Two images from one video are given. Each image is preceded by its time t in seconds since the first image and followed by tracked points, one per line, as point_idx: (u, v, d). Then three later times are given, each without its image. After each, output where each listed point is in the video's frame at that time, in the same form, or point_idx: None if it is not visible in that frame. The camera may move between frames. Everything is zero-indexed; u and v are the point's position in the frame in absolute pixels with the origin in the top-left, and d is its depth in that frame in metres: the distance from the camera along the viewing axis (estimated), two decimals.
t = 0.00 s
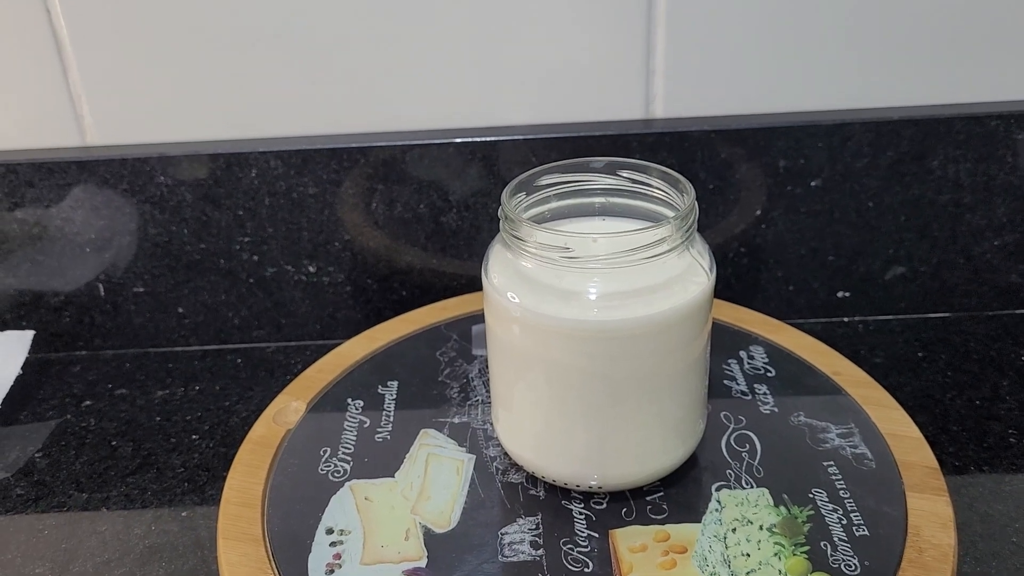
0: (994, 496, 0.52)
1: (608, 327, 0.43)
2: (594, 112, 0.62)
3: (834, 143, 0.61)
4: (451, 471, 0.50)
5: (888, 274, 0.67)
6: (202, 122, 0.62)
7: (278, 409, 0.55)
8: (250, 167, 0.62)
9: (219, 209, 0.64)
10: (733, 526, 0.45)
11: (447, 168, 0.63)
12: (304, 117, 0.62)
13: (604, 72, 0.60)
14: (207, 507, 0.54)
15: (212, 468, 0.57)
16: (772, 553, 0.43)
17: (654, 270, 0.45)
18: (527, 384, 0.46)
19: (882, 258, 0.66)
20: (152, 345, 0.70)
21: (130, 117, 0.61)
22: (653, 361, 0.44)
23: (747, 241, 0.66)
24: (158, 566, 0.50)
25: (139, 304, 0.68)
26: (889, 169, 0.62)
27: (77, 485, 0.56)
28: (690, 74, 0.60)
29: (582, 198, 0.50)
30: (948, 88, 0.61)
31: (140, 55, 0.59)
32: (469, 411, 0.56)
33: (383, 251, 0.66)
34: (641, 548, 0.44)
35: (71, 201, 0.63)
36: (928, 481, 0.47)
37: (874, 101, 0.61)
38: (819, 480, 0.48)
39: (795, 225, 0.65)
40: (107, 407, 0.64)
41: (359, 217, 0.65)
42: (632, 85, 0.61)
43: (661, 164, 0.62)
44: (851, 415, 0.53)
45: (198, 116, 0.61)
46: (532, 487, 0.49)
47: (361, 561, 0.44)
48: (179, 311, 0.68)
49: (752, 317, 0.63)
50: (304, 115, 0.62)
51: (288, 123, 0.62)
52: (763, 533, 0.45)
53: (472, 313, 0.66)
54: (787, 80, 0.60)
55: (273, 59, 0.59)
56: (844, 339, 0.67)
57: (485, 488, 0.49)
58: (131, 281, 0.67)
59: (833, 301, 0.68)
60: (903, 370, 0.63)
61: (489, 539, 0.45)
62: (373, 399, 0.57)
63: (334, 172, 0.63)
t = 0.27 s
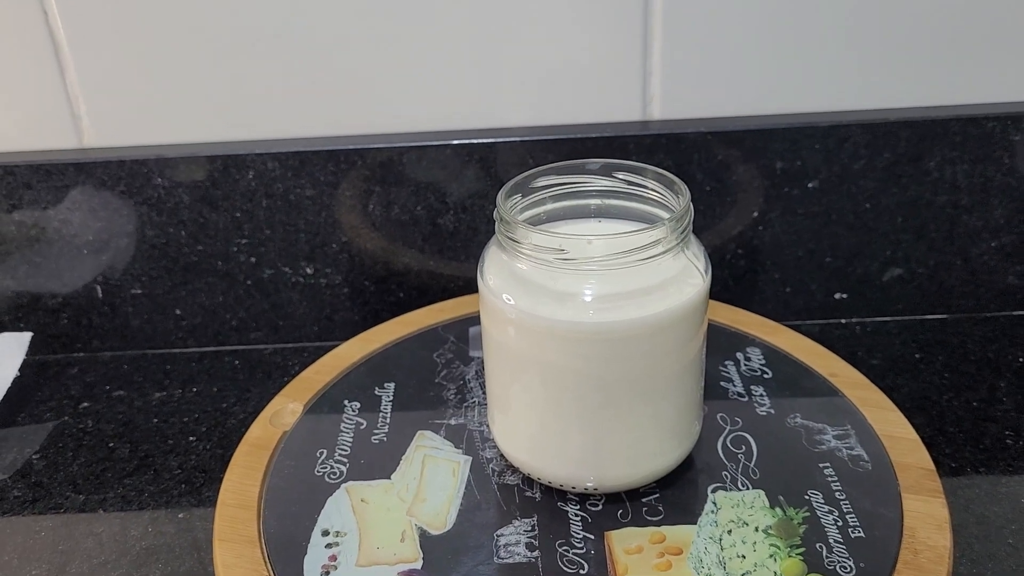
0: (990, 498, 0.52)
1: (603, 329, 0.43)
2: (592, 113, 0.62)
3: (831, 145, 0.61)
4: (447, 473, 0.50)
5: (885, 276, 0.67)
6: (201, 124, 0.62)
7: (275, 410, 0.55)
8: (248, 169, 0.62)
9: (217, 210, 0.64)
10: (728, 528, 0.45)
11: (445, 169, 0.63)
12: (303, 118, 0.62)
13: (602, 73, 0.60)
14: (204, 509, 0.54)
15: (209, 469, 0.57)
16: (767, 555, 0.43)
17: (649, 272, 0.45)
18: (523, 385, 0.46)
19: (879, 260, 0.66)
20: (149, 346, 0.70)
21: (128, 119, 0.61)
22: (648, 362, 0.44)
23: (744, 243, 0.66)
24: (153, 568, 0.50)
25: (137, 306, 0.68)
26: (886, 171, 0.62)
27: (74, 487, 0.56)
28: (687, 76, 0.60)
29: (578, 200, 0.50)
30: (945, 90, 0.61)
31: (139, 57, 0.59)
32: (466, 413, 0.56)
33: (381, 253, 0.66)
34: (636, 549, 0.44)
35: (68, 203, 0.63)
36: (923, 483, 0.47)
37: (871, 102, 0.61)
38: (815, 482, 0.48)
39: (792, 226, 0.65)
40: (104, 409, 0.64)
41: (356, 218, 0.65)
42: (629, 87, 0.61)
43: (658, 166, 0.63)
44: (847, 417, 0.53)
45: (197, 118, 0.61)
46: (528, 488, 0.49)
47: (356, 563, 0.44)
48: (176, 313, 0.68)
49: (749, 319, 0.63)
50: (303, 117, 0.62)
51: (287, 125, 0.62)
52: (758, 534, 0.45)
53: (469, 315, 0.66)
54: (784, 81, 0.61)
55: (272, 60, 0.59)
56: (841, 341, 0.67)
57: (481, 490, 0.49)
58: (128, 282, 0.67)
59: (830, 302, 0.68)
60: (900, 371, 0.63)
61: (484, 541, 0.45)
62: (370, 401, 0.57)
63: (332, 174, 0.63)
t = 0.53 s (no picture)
0: (993, 499, 0.51)
1: (605, 330, 0.42)
2: (593, 113, 0.62)
3: (833, 145, 0.61)
4: (449, 474, 0.50)
5: (887, 276, 0.67)
6: (202, 125, 0.62)
7: (276, 411, 0.55)
8: (249, 169, 0.62)
9: (218, 211, 0.64)
10: (731, 528, 0.45)
11: (446, 170, 0.63)
12: (304, 119, 0.62)
13: (603, 73, 0.60)
14: (204, 509, 0.54)
15: (210, 470, 0.57)
16: (769, 556, 0.43)
17: (651, 272, 0.45)
18: (524, 386, 0.46)
19: (882, 260, 0.66)
20: (150, 347, 0.70)
21: (129, 119, 0.61)
22: (650, 362, 0.44)
23: (746, 243, 0.66)
24: (154, 568, 0.50)
25: (138, 306, 0.68)
26: (889, 171, 0.62)
27: (75, 487, 0.56)
28: (689, 76, 0.60)
29: (580, 200, 0.49)
30: (948, 90, 0.61)
31: (140, 57, 0.59)
32: (467, 414, 0.56)
33: (382, 254, 0.66)
34: (638, 550, 0.44)
35: (69, 203, 0.63)
36: (926, 484, 0.47)
37: (874, 102, 0.61)
38: (818, 483, 0.48)
39: (795, 227, 0.65)
40: (105, 409, 0.64)
41: (358, 219, 0.65)
42: (631, 87, 0.61)
43: (660, 166, 0.62)
44: (850, 418, 0.52)
45: (197, 118, 0.61)
46: (529, 489, 0.49)
47: (357, 564, 0.44)
48: (177, 313, 0.68)
49: (751, 319, 0.63)
50: (304, 117, 0.62)
51: (288, 125, 0.62)
52: (761, 535, 0.44)
53: (470, 315, 0.65)
54: (787, 80, 0.60)
55: (272, 60, 0.59)
56: (844, 342, 0.67)
57: (483, 491, 0.49)
58: (129, 283, 0.67)
59: (832, 303, 0.68)
60: (903, 372, 0.63)
61: (486, 542, 0.45)
62: (371, 401, 0.57)
63: (333, 174, 0.63)
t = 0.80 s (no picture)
0: (996, 500, 0.51)
1: (607, 331, 0.42)
2: (595, 114, 0.62)
3: (836, 146, 0.61)
4: (450, 475, 0.50)
5: (890, 277, 0.67)
6: (203, 126, 0.62)
7: (277, 412, 0.55)
8: (250, 170, 0.62)
9: (220, 211, 0.64)
10: (733, 530, 0.45)
11: (448, 170, 0.63)
12: (305, 120, 0.62)
13: (605, 74, 0.60)
14: (206, 511, 0.54)
15: (211, 471, 0.57)
16: (772, 558, 0.43)
17: (653, 273, 0.45)
18: (526, 387, 0.46)
19: (884, 261, 0.66)
20: (152, 348, 0.70)
21: (130, 119, 0.61)
22: (652, 364, 0.44)
23: (748, 244, 0.66)
24: (155, 569, 0.50)
25: (139, 307, 0.68)
26: (891, 172, 0.62)
27: (76, 488, 0.56)
28: (691, 77, 0.60)
29: (582, 201, 0.49)
30: (950, 91, 0.61)
31: (141, 58, 0.59)
32: (469, 415, 0.56)
33: (384, 255, 0.66)
34: (640, 552, 0.44)
35: (71, 204, 0.63)
36: (929, 485, 0.46)
37: (876, 104, 0.61)
38: (820, 484, 0.48)
39: (797, 228, 0.65)
40: (107, 410, 0.64)
41: (359, 219, 0.65)
42: (632, 88, 0.61)
43: (662, 167, 0.62)
44: (852, 419, 0.52)
45: (199, 118, 0.61)
46: (531, 490, 0.49)
47: (359, 565, 0.43)
48: (179, 314, 0.68)
49: (753, 320, 0.63)
50: (305, 118, 0.62)
51: (289, 126, 0.62)
52: (763, 537, 0.44)
53: (472, 316, 0.65)
54: (789, 81, 0.60)
55: (273, 60, 0.59)
56: (846, 343, 0.67)
57: (484, 492, 0.49)
58: (130, 283, 0.67)
59: (834, 304, 0.68)
60: (905, 373, 0.63)
61: (488, 543, 0.45)
62: (373, 403, 0.57)
63: (334, 175, 0.63)
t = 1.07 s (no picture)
0: (999, 502, 0.51)
1: (610, 332, 0.42)
2: (597, 115, 0.62)
3: (838, 148, 0.61)
4: (452, 476, 0.50)
5: (892, 279, 0.67)
6: (206, 127, 0.62)
7: (279, 413, 0.55)
8: (252, 171, 0.62)
9: (221, 212, 0.64)
10: (735, 532, 0.45)
11: (450, 172, 0.63)
12: (307, 121, 0.62)
13: (607, 75, 0.60)
14: (208, 512, 0.54)
15: (212, 472, 0.57)
16: (774, 560, 0.43)
17: (656, 274, 0.45)
18: (529, 388, 0.46)
19: (887, 263, 0.66)
20: (153, 349, 0.70)
21: (132, 120, 0.61)
22: (655, 365, 0.44)
23: (751, 246, 0.66)
24: (157, 571, 0.49)
25: (141, 308, 0.68)
26: (894, 174, 0.62)
27: (78, 489, 0.56)
28: (693, 79, 0.60)
29: (584, 202, 0.49)
30: (952, 93, 0.61)
31: (142, 59, 0.59)
32: (471, 416, 0.56)
33: (386, 256, 0.66)
34: (643, 554, 0.44)
35: (73, 205, 0.63)
36: (931, 487, 0.46)
37: (878, 105, 0.61)
38: (823, 486, 0.48)
39: (799, 229, 0.65)
40: (108, 411, 0.64)
41: (361, 221, 0.65)
42: (635, 89, 0.61)
43: (665, 168, 0.62)
44: (855, 421, 0.52)
45: (200, 119, 0.61)
46: (534, 492, 0.49)
47: (361, 566, 0.43)
48: (180, 315, 0.68)
49: (755, 321, 0.62)
50: (307, 120, 0.62)
51: (291, 127, 0.62)
52: (766, 539, 0.44)
53: (474, 317, 0.65)
54: (791, 82, 0.60)
55: (272, 60, 0.59)
56: (849, 344, 0.67)
57: (486, 493, 0.49)
58: (132, 284, 0.67)
59: (837, 306, 0.68)
60: (907, 375, 0.63)
61: (490, 545, 0.45)
62: (375, 404, 0.56)
63: (336, 177, 0.62)
